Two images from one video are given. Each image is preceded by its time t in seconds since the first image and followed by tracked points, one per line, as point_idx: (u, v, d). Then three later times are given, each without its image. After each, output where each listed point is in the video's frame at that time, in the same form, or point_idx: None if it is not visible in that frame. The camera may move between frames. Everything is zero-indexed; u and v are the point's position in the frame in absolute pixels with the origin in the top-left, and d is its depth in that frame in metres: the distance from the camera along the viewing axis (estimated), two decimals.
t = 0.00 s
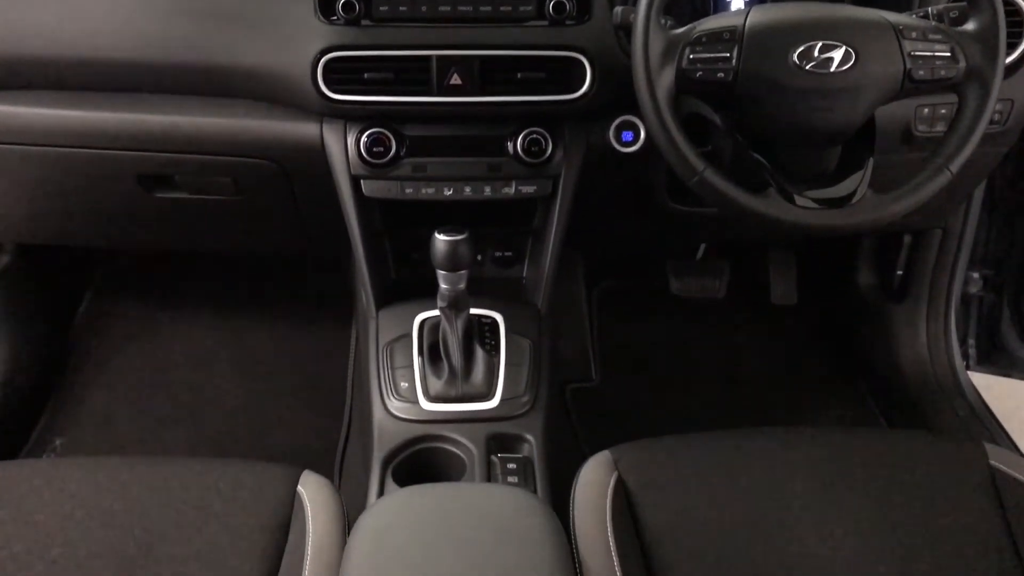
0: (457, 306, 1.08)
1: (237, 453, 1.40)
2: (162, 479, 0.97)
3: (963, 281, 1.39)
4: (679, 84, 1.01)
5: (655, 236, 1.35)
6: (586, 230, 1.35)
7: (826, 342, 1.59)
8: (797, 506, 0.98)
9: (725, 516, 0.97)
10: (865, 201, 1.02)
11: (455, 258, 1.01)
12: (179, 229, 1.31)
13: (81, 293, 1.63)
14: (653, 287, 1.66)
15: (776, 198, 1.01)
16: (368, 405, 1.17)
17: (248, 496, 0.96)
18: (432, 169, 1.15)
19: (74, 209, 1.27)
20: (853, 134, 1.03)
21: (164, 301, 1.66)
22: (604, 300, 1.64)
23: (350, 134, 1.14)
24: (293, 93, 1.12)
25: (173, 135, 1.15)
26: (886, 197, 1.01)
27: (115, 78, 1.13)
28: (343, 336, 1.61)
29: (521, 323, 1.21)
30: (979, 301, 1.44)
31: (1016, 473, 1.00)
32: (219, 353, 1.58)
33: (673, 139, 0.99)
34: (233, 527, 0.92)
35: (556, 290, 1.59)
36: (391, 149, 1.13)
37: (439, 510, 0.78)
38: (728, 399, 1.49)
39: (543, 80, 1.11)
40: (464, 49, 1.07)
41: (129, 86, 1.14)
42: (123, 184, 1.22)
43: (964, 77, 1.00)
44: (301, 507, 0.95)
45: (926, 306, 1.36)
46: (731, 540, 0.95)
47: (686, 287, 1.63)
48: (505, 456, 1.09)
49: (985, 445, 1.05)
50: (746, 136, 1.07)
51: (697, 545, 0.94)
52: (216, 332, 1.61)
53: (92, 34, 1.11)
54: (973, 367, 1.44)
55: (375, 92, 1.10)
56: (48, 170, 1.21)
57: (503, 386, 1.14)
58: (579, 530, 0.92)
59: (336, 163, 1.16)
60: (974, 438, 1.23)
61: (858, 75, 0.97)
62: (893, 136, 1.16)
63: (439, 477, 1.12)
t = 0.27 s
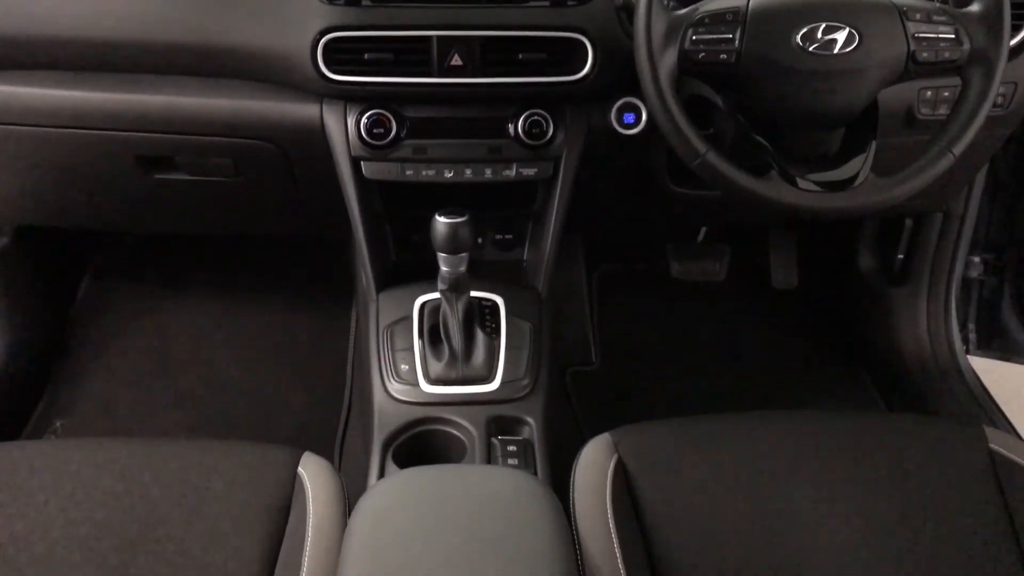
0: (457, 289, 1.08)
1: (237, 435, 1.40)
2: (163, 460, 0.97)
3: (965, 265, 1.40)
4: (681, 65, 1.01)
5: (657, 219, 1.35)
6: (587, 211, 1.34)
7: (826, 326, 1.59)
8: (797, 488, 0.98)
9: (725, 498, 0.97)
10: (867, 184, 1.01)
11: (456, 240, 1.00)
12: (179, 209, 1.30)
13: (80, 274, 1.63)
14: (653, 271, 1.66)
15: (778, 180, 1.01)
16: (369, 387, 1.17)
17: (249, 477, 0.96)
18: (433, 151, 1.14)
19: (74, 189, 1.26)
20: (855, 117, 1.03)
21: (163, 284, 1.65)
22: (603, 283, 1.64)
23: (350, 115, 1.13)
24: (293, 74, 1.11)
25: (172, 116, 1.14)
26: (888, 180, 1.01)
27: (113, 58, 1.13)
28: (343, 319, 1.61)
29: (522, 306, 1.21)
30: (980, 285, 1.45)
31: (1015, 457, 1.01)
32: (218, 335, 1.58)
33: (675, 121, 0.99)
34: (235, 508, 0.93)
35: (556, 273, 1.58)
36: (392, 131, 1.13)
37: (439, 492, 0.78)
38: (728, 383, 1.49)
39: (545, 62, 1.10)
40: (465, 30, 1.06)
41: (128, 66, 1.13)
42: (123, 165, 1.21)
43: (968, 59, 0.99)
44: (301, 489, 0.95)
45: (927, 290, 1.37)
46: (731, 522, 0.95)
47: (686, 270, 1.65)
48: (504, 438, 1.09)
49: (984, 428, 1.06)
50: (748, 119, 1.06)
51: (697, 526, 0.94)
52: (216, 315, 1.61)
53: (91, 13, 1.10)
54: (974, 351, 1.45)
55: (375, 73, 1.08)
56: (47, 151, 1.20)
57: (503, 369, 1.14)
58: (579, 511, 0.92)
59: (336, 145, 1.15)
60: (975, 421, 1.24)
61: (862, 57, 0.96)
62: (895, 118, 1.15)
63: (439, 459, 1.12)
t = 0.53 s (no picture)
0: (457, 271, 1.08)
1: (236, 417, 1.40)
2: (163, 441, 0.97)
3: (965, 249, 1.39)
4: (683, 47, 1.00)
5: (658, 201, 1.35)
6: (587, 193, 1.34)
7: (825, 310, 1.59)
8: (796, 471, 0.98)
9: (724, 481, 0.97)
10: (868, 167, 1.01)
11: (456, 223, 1.00)
12: (178, 189, 1.30)
13: (78, 255, 1.62)
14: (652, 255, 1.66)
15: (781, 164, 1.00)
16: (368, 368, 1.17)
17: (249, 458, 0.96)
18: (433, 133, 1.13)
19: (72, 169, 1.26)
20: (857, 100, 1.03)
21: (162, 265, 1.65)
22: (603, 267, 1.64)
23: (350, 96, 1.12)
24: (291, 54, 1.10)
25: (170, 95, 1.13)
26: (890, 163, 1.00)
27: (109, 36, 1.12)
28: (342, 301, 1.61)
29: (522, 288, 1.21)
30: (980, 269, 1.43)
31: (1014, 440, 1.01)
32: (217, 317, 1.58)
33: (678, 104, 0.99)
34: (235, 489, 0.93)
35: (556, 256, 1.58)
36: (391, 112, 1.12)
37: (439, 475, 0.77)
38: (727, 367, 1.50)
39: (546, 43, 1.08)
40: (466, 11, 1.04)
41: (126, 45, 1.12)
42: (121, 145, 1.21)
43: (972, 42, 0.98)
44: (301, 470, 0.95)
45: (927, 274, 1.37)
46: (730, 505, 0.95)
47: (686, 254, 1.64)
48: (504, 421, 1.09)
49: (984, 412, 1.06)
50: (750, 101, 1.06)
51: (696, 509, 0.95)
52: (214, 297, 1.61)
53: None
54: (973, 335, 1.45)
55: (374, 53, 1.07)
56: (45, 130, 1.19)
57: (503, 351, 1.14)
58: (578, 492, 0.93)
59: (335, 126, 1.14)
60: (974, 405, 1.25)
61: (865, 39, 0.96)
62: (898, 101, 1.15)
63: (438, 441, 1.12)
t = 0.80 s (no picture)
0: (457, 254, 1.07)
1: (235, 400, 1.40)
2: (162, 423, 0.97)
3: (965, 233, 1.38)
4: (685, 29, 0.99)
5: (658, 184, 1.34)
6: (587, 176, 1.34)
7: (825, 295, 1.59)
8: (796, 455, 0.98)
9: (724, 464, 0.98)
10: (870, 151, 1.01)
11: (455, 205, 0.99)
12: (177, 171, 1.29)
13: (76, 237, 1.61)
14: (652, 239, 1.65)
15: (783, 146, 1.00)
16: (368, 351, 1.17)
17: (248, 441, 0.96)
18: (433, 115, 1.12)
19: (70, 150, 1.25)
20: (860, 82, 1.02)
21: (160, 248, 1.64)
22: (602, 251, 1.64)
23: (349, 77, 1.12)
24: (291, 34, 1.09)
25: (167, 76, 1.12)
26: (892, 147, 1.00)
27: (106, 16, 1.10)
28: (341, 285, 1.60)
29: (522, 272, 1.21)
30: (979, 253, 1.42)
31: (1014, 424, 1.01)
32: (215, 300, 1.57)
33: (680, 86, 0.98)
34: (235, 471, 0.92)
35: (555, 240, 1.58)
36: (391, 93, 1.11)
37: (440, 457, 0.77)
38: (727, 351, 1.50)
39: (547, 24, 1.06)
40: None
41: (124, 24, 1.11)
42: (120, 126, 1.20)
43: (977, 25, 0.97)
44: (301, 452, 0.95)
45: (927, 258, 1.37)
46: (730, 487, 0.95)
47: (687, 237, 1.65)
48: (504, 404, 1.09)
49: (984, 397, 1.06)
50: (752, 83, 1.05)
51: (696, 492, 0.95)
52: (212, 280, 1.60)
53: None
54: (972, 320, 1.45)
55: (373, 34, 1.05)
56: (43, 111, 1.18)
57: (503, 335, 1.14)
58: (577, 475, 0.93)
59: (335, 107, 1.13)
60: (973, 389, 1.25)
61: (869, 22, 0.95)
62: (899, 85, 1.15)
63: (437, 424, 1.12)
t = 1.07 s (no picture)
0: (455, 241, 1.07)
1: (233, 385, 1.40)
2: (160, 409, 0.97)
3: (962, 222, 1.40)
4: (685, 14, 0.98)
5: (656, 170, 1.34)
6: (585, 161, 1.33)
7: (823, 282, 1.59)
8: (792, 440, 0.99)
9: (721, 449, 0.98)
10: (869, 138, 1.00)
11: (453, 192, 0.99)
12: (174, 156, 1.29)
13: (73, 223, 1.61)
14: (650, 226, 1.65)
15: (782, 133, 1.00)
16: (366, 337, 1.17)
17: (247, 426, 0.96)
18: (431, 100, 1.12)
19: (66, 135, 1.25)
20: (859, 68, 1.02)
21: (157, 234, 1.64)
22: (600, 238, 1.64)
23: (347, 63, 1.11)
24: (288, 19, 1.08)
25: (164, 60, 1.12)
26: (891, 134, 1.00)
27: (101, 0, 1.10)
28: (339, 271, 1.60)
29: (520, 258, 1.21)
30: (978, 241, 1.45)
31: (1009, 410, 1.02)
32: (213, 286, 1.57)
33: (680, 73, 0.98)
34: (233, 456, 0.93)
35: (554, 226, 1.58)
36: (389, 79, 1.10)
37: (438, 443, 0.78)
38: (724, 337, 1.50)
39: (545, 9, 1.05)
40: None
41: (119, 9, 1.10)
42: (117, 111, 1.20)
43: (977, 10, 0.97)
44: (299, 438, 0.95)
45: (926, 244, 1.37)
46: (727, 473, 0.96)
47: (685, 223, 1.65)
48: (502, 390, 1.09)
49: (980, 384, 1.06)
50: (751, 69, 1.05)
51: (693, 477, 0.95)
52: (210, 267, 1.60)
53: None
54: (970, 307, 1.46)
55: (371, 20, 1.05)
56: (39, 95, 1.18)
57: (501, 321, 1.14)
58: (574, 460, 0.93)
59: (333, 93, 1.13)
60: (970, 376, 1.26)
61: (869, 7, 0.94)
62: (898, 71, 1.14)
63: (435, 409, 1.12)
